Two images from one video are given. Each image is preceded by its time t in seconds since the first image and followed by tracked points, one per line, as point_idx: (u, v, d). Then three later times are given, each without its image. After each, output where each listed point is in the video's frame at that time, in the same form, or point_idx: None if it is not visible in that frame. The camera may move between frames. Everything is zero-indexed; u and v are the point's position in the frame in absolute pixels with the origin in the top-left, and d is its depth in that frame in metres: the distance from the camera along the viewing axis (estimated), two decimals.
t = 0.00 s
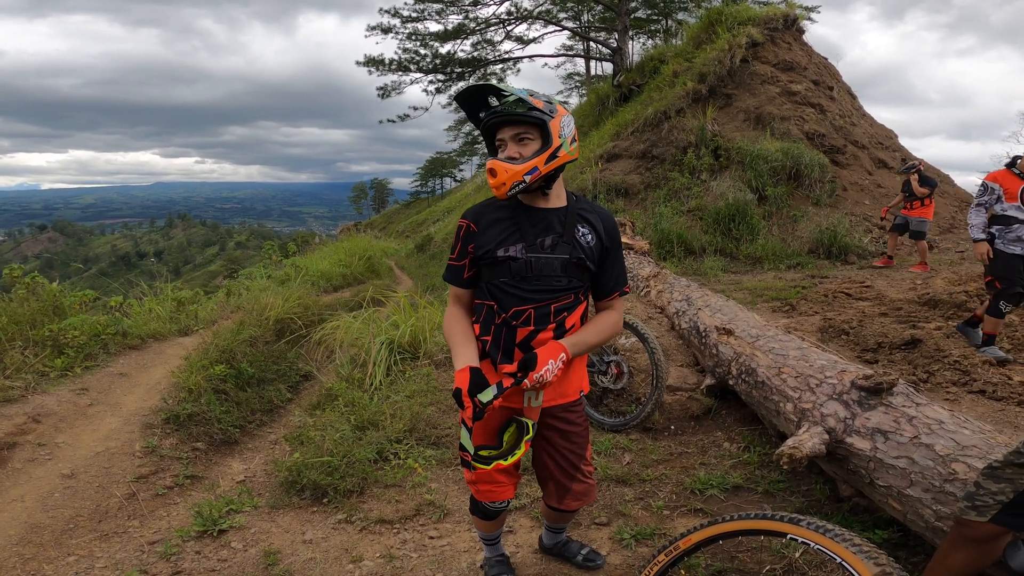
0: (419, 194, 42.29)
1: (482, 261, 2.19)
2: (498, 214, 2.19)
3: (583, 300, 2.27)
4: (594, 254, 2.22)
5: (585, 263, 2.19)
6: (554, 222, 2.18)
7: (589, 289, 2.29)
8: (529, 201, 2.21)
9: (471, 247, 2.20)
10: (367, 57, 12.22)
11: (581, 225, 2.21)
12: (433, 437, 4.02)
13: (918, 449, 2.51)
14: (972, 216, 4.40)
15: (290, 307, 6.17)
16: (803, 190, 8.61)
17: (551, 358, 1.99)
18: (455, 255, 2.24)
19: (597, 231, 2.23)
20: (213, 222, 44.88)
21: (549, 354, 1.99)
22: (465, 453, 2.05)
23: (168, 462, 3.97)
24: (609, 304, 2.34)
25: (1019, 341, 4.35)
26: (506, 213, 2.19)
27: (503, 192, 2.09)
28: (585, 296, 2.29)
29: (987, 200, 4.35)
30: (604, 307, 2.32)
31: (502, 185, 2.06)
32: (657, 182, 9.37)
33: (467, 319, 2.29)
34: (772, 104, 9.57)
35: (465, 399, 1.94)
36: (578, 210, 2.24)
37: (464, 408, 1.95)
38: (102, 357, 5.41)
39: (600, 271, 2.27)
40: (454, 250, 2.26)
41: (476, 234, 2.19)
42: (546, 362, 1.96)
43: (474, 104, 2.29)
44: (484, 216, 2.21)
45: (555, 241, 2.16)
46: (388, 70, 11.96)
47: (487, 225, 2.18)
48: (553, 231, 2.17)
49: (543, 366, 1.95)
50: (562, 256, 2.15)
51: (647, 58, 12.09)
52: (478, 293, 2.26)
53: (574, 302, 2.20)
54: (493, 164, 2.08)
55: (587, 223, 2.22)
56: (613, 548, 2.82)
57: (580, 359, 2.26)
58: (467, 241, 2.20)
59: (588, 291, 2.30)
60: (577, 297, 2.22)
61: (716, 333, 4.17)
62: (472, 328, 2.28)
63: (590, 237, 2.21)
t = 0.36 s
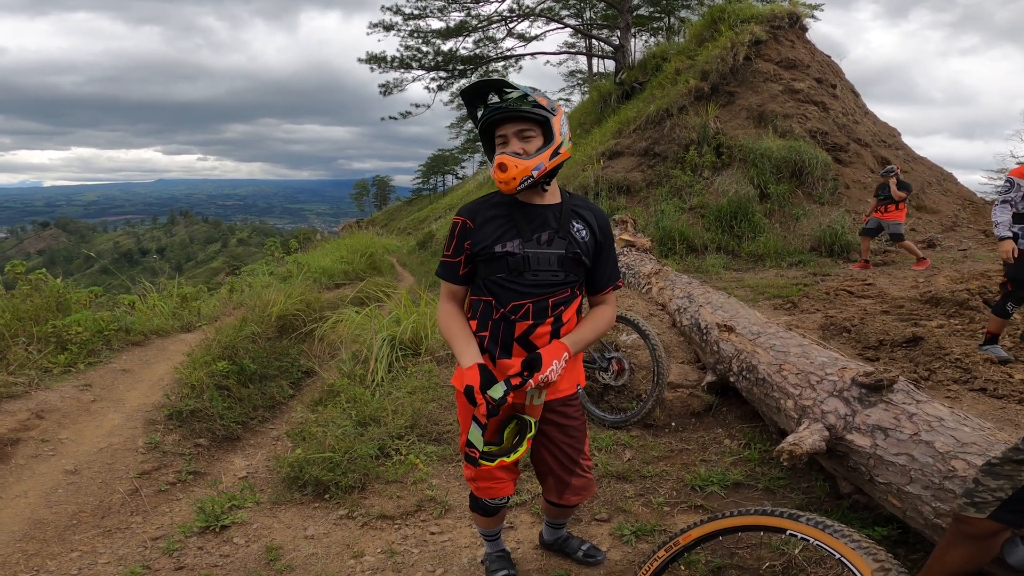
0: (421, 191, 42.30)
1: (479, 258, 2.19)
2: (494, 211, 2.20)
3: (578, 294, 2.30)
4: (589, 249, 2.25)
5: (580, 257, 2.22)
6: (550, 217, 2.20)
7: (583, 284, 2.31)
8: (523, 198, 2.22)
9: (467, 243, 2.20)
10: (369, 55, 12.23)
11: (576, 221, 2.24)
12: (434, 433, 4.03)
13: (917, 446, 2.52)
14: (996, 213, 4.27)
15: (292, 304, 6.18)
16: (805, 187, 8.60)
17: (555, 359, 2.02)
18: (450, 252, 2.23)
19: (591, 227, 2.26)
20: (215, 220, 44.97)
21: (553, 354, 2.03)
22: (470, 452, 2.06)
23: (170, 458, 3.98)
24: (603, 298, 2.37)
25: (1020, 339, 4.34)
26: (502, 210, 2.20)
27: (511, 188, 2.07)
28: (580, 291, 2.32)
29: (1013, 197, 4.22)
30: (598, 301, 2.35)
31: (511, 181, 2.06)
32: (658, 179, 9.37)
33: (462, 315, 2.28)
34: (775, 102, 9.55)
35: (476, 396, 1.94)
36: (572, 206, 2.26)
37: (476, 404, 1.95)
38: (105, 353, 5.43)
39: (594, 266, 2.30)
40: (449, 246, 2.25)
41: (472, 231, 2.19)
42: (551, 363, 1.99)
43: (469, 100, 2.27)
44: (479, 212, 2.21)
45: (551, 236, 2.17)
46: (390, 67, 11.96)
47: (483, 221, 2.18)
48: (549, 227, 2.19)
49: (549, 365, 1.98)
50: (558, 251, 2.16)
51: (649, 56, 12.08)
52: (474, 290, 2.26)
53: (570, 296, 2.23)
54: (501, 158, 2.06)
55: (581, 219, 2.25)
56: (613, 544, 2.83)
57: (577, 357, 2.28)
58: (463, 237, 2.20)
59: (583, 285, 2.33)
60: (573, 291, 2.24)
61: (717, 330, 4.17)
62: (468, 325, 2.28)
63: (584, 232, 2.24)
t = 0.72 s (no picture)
0: (416, 189, 42.26)
1: (466, 253, 2.23)
2: (481, 208, 2.26)
3: (560, 289, 2.41)
4: (571, 244, 2.37)
5: (564, 253, 2.33)
6: (535, 215, 2.30)
7: (565, 279, 2.42)
8: (509, 195, 2.29)
9: (454, 239, 2.23)
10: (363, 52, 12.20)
11: (559, 219, 2.35)
12: (430, 429, 4.04)
13: (909, 439, 2.53)
14: None
15: (287, 301, 6.16)
16: (799, 183, 8.62)
17: (550, 356, 2.15)
18: (435, 247, 2.23)
19: (572, 224, 2.38)
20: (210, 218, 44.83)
21: (547, 352, 2.16)
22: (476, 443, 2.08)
23: (166, 457, 3.98)
24: (582, 293, 2.51)
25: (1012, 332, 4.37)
26: (488, 208, 2.27)
27: (524, 185, 2.21)
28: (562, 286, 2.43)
29: None
30: (578, 296, 2.48)
31: (526, 177, 2.19)
32: (653, 175, 9.38)
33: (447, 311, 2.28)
34: (768, 98, 9.57)
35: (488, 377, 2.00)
36: (553, 204, 2.37)
37: (484, 388, 1.99)
38: (99, 353, 5.41)
39: (575, 261, 2.42)
40: (434, 242, 2.26)
41: (460, 227, 2.22)
42: (546, 361, 2.10)
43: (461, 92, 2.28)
44: (465, 210, 2.25)
45: (537, 232, 2.27)
46: (384, 65, 11.92)
47: (470, 218, 2.22)
48: (534, 224, 2.28)
49: (547, 361, 2.09)
50: (544, 246, 2.26)
51: (644, 52, 12.09)
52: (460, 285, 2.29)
53: (555, 290, 2.33)
54: (516, 155, 2.16)
55: (563, 216, 2.36)
56: (608, 539, 2.84)
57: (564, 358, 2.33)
58: (449, 233, 2.22)
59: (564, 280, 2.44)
60: (557, 285, 2.35)
61: (710, 325, 4.18)
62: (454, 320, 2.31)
63: (566, 228, 2.35)
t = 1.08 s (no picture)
0: (415, 189, 42.21)
1: (468, 254, 2.32)
2: (481, 210, 2.36)
3: (558, 288, 2.52)
4: (568, 243, 2.48)
5: (561, 252, 2.44)
6: (533, 216, 2.40)
7: (563, 278, 2.53)
8: (507, 198, 2.39)
9: (455, 240, 2.32)
10: (361, 53, 12.18)
11: (556, 219, 2.46)
12: (428, 430, 4.04)
13: (904, 439, 2.54)
14: None
15: (285, 302, 6.15)
16: (795, 183, 8.63)
17: (543, 347, 2.21)
18: (436, 249, 2.33)
19: (568, 224, 2.49)
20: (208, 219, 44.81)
21: (542, 343, 2.22)
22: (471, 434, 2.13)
23: (163, 458, 3.97)
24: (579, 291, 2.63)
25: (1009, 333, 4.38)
26: (488, 210, 2.37)
27: (524, 185, 2.31)
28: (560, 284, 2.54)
29: None
30: (575, 294, 2.61)
31: (525, 178, 2.29)
32: (651, 176, 9.39)
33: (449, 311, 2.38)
34: (766, 98, 9.59)
35: (485, 374, 2.08)
36: (550, 206, 2.48)
37: (481, 383, 2.07)
38: (96, 354, 5.41)
39: (572, 260, 2.54)
40: (436, 244, 2.35)
41: (460, 228, 2.32)
42: (540, 351, 2.18)
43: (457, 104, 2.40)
44: (466, 212, 2.35)
45: (535, 232, 2.37)
46: (382, 66, 11.92)
47: (471, 219, 2.32)
48: (532, 224, 2.38)
49: (540, 352, 2.17)
50: (542, 245, 2.37)
51: (641, 53, 12.11)
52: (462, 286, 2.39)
53: (554, 289, 2.44)
54: (516, 157, 2.27)
55: (560, 217, 2.48)
56: (606, 539, 2.84)
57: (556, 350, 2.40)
58: (451, 235, 2.31)
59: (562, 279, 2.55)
60: (555, 284, 2.46)
61: (708, 325, 4.19)
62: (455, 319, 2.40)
63: (563, 229, 2.47)
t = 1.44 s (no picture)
0: (411, 189, 42.15)
1: (475, 256, 2.36)
2: (490, 213, 2.40)
3: (553, 291, 2.63)
4: (567, 252, 2.58)
5: (560, 259, 2.54)
6: (537, 224, 2.48)
7: (558, 283, 2.64)
8: (515, 203, 2.44)
9: (464, 242, 2.36)
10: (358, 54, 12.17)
11: (558, 228, 2.55)
12: (425, 432, 4.03)
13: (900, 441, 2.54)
14: None
15: (281, 304, 6.14)
16: (792, 184, 8.64)
17: (545, 342, 2.34)
18: (445, 249, 2.36)
19: (569, 233, 2.59)
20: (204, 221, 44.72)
21: (543, 339, 2.34)
22: (483, 427, 2.27)
23: (159, 461, 3.96)
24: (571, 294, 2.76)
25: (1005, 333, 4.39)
26: (497, 214, 2.41)
27: (532, 182, 2.32)
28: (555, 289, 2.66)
29: None
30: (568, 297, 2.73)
31: (534, 176, 2.31)
32: (647, 177, 9.40)
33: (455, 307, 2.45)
34: (762, 99, 9.61)
35: (494, 373, 2.17)
36: (553, 214, 2.56)
37: (490, 382, 2.16)
38: (91, 357, 5.39)
39: (569, 267, 2.65)
40: (445, 244, 2.39)
41: (470, 231, 2.35)
42: (541, 345, 2.30)
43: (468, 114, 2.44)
44: (476, 214, 2.38)
45: (538, 240, 2.46)
46: (378, 67, 11.91)
47: (481, 223, 2.35)
48: (537, 232, 2.46)
49: (542, 345, 2.29)
50: (545, 253, 2.45)
51: (638, 54, 12.13)
52: (466, 285, 2.44)
53: (550, 294, 2.56)
54: (524, 156, 2.30)
55: (562, 226, 2.57)
56: (603, 542, 2.84)
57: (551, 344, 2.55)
58: (460, 237, 2.35)
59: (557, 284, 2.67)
60: (551, 289, 2.57)
61: (704, 327, 4.19)
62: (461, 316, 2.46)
63: (564, 237, 2.56)
